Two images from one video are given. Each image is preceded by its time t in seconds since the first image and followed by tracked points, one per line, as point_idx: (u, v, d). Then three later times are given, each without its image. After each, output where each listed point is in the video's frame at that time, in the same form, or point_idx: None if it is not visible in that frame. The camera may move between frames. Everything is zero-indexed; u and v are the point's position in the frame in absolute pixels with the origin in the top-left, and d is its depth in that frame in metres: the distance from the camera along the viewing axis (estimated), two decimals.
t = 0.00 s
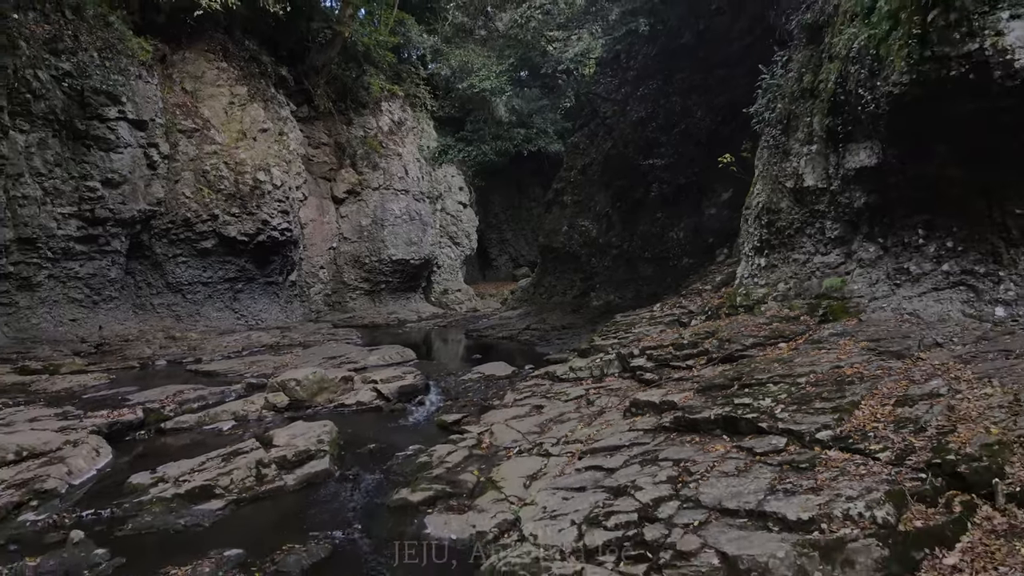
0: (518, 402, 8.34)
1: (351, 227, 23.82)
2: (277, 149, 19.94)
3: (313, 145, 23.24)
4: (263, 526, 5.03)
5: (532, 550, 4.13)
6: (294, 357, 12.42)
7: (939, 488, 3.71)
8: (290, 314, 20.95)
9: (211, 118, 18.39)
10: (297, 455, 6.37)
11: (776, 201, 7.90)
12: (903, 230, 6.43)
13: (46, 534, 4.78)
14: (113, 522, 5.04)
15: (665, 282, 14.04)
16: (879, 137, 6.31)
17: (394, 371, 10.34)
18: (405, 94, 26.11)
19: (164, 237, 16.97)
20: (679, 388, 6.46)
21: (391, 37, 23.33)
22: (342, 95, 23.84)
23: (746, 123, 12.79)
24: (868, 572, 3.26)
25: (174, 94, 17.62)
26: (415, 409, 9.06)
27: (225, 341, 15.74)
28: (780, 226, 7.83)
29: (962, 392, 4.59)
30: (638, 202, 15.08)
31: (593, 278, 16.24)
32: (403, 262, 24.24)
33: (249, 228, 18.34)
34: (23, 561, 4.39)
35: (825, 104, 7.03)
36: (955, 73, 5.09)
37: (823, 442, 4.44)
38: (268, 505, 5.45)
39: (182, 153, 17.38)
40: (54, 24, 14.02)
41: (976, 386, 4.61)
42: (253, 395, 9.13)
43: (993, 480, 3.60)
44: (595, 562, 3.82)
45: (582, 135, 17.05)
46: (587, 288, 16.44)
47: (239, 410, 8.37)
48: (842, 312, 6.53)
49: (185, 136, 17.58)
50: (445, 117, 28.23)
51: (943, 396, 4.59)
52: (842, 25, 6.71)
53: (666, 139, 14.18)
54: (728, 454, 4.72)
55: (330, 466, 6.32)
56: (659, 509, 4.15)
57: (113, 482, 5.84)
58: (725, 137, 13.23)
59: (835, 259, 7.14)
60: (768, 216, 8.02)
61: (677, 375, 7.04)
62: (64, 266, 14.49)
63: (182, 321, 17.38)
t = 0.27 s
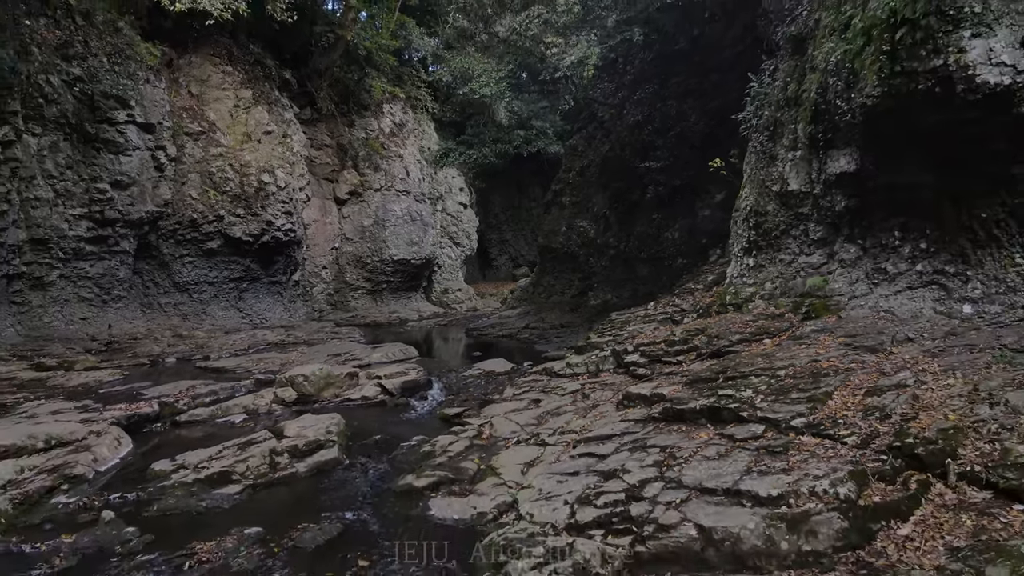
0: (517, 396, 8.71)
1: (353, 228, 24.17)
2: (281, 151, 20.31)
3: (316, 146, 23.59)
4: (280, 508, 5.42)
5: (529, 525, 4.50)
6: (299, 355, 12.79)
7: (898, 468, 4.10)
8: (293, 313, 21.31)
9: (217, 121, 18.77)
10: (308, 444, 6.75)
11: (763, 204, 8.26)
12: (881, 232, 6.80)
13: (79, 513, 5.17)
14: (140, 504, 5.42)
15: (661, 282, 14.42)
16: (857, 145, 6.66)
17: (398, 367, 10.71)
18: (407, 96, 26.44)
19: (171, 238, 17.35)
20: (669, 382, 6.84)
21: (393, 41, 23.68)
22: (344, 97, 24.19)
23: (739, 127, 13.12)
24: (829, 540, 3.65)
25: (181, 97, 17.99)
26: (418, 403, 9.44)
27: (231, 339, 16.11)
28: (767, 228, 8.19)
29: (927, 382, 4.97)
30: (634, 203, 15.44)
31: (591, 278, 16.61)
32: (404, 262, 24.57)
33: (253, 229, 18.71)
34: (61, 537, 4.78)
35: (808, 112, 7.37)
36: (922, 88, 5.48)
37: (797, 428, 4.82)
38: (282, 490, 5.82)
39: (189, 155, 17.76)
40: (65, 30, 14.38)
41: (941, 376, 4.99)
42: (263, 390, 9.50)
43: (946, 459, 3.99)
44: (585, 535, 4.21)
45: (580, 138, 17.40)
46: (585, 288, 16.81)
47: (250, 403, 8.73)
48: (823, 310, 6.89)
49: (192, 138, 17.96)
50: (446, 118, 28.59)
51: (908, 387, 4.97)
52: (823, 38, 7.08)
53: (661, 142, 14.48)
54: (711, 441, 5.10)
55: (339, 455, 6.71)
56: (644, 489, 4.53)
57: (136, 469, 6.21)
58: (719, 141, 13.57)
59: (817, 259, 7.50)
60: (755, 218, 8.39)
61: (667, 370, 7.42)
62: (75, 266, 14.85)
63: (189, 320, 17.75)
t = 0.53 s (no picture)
0: (516, 390, 9.10)
1: (355, 228, 24.47)
2: (285, 153, 20.69)
3: (319, 148, 23.93)
4: (294, 492, 5.80)
5: (526, 506, 4.88)
6: (305, 353, 13.16)
7: (864, 451, 4.47)
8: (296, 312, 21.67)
9: (222, 124, 19.15)
10: (318, 435, 7.13)
11: (751, 207, 8.64)
12: (860, 234, 7.16)
13: (107, 496, 5.55)
14: (163, 489, 5.79)
15: (657, 281, 14.82)
16: (837, 152, 7.04)
17: (401, 364, 11.10)
18: (408, 98, 26.79)
19: (178, 239, 17.71)
20: (660, 376, 7.22)
21: (394, 44, 24.07)
22: (347, 100, 24.56)
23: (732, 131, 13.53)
24: (797, 514, 4.02)
25: (187, 101, 18.37)
26: (421, 398, 9.83)
27: (237, 338, 16.46)
28: (755, 230, 8.56)
29: (897, 374, 5.34)
30: (631, 205, 15.82)
31: (589, 278, 16.99)
32: (405, 263, 24.88)
33: (258, 230, 19.08)
34: (93, 518, 5.16)
35: (792, 119, 7.75)
36: (894, 99, 5.85)
37: (775, 417, 5.19)
38: (294, 477, 6.19)
39: (195, 158, 18.15)
40: (76, 36, 14.75)
41: (910, 369, 5.37)
42: (271, 385, 9.87)
43: (907, 443, 4.37)
44: (577, 512, 4.59)
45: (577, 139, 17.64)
46: (584, 287, 17.19)
47: (260, 398, 9.10)
48: (807, 307, 7.25)
49: (198, 141, 18.35)
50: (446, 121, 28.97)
51: (879, 378, 5.35)
52: (804, 50, 7.46)
53: (657, 146, 14.76)
54: (696, 429, 5.48)
55: (347, 445, 7.08)
56: (632, 472, 4.92)
57: (156, 457, 6.60)
58: (714, 144, 14.01)
59: (801, 259, 7.87)
60: (744, 221, 8.77)
61: (660, 364, 7.79)
62: (86, 266, 15.22)
63: (195, 319, 18.10)
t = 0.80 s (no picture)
0: (514, 385, 9.49)
1: (357, 229, 24.70)
2: (289, 156, 21.08)
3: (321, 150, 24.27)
4: (306, 479, 6.19)
5: (523, 489, 5.25)
6: (310, 350, 13.53)
7: (836, 438, 4.84)
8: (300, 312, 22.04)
9: (227, 127, 19.52)
10: (326, 427, 7.50)
11: (741, 210, 9.01)
12: (841, 235, 7.52)
13: (131, 482, 5.92)
14: (183, 475, 6.16)
15: (653, 281, 15.21)
16: (820, 158, 7.40)
17: (403, 361, 11.49)
18: (409, 101, 27.17)
19: (184, 239, 18.07)
20: (652, 371, 7.59)
21: (395, 48, 24.46)
22: (349, 102, 24.92)
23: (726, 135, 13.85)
24: (771, 494, 4.39)
25: (193, 104, 18.74)
26: (423, 393, 10.22)
27: (243, 337, 16.83)
28: (744, 232, 8.95)
29: (870, 368, 5.73)
30: (628, 207, 16.17)
31: (587, 278, 17.37)
32: (406, 263, 25.25)
33: (263, 231, 19.47)
34: (119, 501, 5.53)
35: (778, 127, 8.11)
36: (869, 110, 6.24)
37: (756, 408, 5.57)
38: (305, 466, 6.55)
39: (201, 160, 18.51)
40: (85, 42, 15.10)
41: (883, 362, 5.75)
42: (280, 381, 10.25)
43: (874, 430, 4.73)
44: (570, 494, 4.96)
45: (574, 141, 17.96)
46: (582, 287, 17.57)
47: (269, 393, 9.46)
48: (792, 306, 7.60)
49: (204, 144, 18.73)
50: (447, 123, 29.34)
51: (854, 371, 5.73)
52: (788, 61, 7.88)
53: (653, 149, 15.03)
54: (683, 419, 5.85)
55: (354, 436, 7.44)
56: (623, 458, 5.30)
57: (174, 448, 6.96)
58: (708, 147, 14.30)
59: (786, 260, 8.26)
60: (734, 223, 9.14)
61: (652, 360, 8.16)
62: (95, 266, 15.58)
63: (201, 318, 18.47)
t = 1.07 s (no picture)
0: (513, 381, 9.86)
1: (359, 230, 25.09)
2: (293, 158, 21.44)
3: (324, 152, 24.58)
4: (316, 468, 6.56)
5: (521, 476, 5.63)
6: (315, 349, 13.90)
7: (811, 427, 5.21)
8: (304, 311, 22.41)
9: (232, 130, 19.89)
10: (334, 419, 7.87)
11: (731, 213, 9.38)
12: (825, 238, 7.88)
13: (153, 470, 6.30)
14: (200, 464, 6.53)
15: (649, 281, 15.51)
16: (804, 164, 7.77)
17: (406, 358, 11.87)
18: (411, 103, 27.55)
19: (191, 240, 18.43)
20: (644, 367, 7.96)
21: (397, 51, 24.81)
22: (351, 105, 25.27)
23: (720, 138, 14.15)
24: (749, 478, 4.76)
25: (199, 108, 19.10)
26: (426, 389, 10.60)
27: (249, 335, 17.19)
28: (734, 234, 9.32)
29: (847, 363, 6.11)
30: (625, 209, 16.45)
31: (586, 278, 17.72)
32: (408, 263, 25.62)
33: (267, 232, 19.85)
34: (143, 488, 5.91)
35: (766, 133, 8.51)
36: (847, 120, 6.60)
37: (740, 400, 5.96)
38: (315, 456, 6.93)
39: (207, 162, 18.88)
40: (95, 47, 15.45)
41: (860, 357, 6.13)
42: (287, 377, 10.62)
43: (846, 419, 5.11)
44: (565, 479, 5.34)
45: (573, 144, 18.34)
46: (580, 287, 17.93)
47: (278, 389, 9.83)
48: (779, 305, 7.97)
49: (210, 147, 19.10)
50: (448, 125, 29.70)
51: (832, 366, 6.12)
52: (774, 72, 8.28)
53: (650, 152, 15.36)
54: (672, 410, 6.24)
55: (361, 429, 7.81)
56: (614, 446, 5.68)
57: (191, 439, 7.34)
58: (703, 151, 14.57)
59: (774, 261, 8.59)
60: (725, 226, 9.51)
61: (645, 357, 8.53)
62: (105, 267, 15.94)
63: (207, 317, 18.82)
